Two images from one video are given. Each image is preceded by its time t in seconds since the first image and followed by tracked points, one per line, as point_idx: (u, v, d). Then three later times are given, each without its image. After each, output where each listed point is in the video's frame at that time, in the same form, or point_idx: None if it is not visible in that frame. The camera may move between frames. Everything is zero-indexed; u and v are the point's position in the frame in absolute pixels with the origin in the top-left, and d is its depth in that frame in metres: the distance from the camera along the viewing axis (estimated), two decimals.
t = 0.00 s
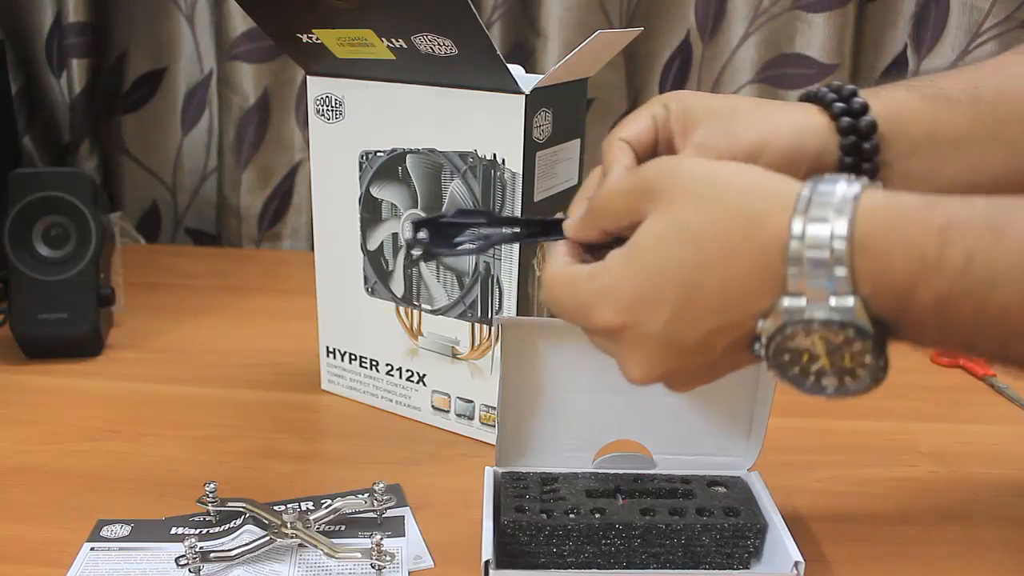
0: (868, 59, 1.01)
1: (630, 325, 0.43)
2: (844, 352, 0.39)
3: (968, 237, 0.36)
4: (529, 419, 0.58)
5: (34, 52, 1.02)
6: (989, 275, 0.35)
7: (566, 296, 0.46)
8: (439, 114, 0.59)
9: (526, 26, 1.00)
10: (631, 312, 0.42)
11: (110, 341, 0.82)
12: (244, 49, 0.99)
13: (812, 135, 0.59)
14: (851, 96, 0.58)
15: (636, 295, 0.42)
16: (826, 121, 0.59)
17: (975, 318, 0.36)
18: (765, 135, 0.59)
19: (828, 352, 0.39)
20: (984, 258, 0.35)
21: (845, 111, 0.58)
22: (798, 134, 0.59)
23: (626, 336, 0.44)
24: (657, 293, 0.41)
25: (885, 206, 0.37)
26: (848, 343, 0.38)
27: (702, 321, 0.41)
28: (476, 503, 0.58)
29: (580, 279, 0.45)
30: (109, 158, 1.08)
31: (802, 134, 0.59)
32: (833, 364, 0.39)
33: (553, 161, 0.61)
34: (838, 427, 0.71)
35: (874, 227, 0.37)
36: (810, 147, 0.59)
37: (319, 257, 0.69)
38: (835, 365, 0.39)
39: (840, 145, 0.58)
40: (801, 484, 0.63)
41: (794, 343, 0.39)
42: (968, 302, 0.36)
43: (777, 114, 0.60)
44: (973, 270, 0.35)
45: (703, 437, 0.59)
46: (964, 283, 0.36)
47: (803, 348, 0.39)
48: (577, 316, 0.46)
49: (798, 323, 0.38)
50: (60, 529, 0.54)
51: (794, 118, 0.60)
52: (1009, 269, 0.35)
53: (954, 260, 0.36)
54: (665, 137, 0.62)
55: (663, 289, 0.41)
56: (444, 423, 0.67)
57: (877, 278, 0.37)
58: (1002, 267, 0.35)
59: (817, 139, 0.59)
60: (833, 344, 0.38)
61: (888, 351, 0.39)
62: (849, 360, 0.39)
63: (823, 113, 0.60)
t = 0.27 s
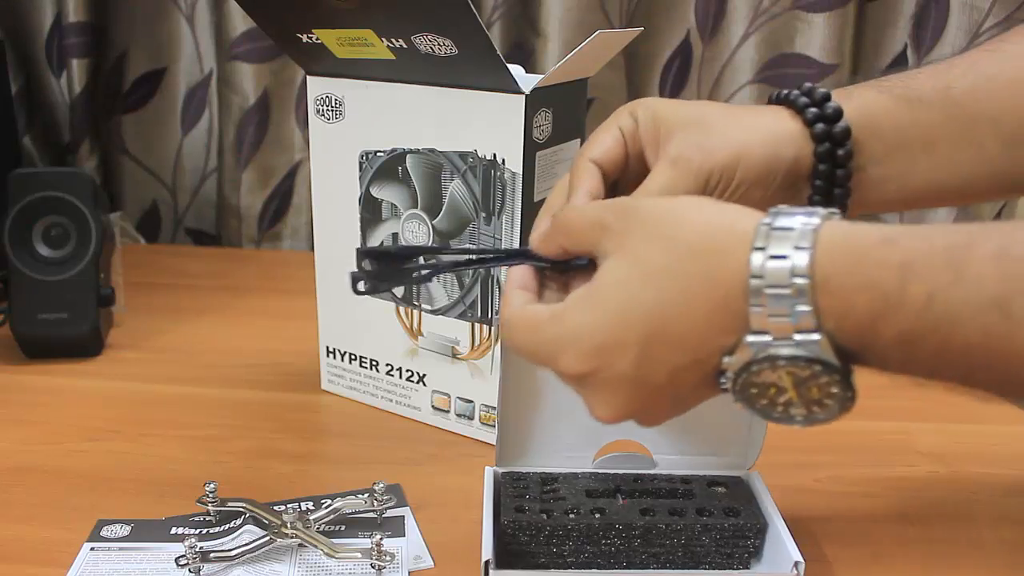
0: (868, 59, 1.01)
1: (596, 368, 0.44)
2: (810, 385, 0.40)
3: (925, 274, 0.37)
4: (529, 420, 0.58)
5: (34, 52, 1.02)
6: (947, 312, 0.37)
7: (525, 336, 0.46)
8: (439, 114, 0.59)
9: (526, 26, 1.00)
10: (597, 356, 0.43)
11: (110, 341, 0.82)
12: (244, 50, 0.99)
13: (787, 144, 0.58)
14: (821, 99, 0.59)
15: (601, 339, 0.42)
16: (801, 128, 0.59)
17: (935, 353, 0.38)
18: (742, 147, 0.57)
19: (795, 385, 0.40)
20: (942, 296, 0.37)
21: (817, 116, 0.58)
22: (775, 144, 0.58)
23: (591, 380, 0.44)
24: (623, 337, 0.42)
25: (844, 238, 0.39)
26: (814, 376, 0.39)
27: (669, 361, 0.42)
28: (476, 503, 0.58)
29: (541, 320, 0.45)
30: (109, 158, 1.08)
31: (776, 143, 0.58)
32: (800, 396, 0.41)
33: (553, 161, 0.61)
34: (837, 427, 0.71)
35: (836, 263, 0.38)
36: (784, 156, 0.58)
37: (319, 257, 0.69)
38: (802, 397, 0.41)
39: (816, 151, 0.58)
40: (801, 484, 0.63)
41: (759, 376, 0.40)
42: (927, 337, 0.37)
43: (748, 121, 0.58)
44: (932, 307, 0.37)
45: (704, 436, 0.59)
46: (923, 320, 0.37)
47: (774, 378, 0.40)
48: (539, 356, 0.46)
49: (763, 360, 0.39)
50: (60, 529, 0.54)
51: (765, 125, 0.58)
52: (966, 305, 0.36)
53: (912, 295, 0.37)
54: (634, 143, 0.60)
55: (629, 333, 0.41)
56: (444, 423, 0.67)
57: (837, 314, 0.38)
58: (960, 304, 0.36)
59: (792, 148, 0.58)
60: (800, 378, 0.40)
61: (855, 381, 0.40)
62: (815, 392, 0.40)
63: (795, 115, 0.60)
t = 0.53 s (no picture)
0: (868, 59, 1.01)
1: (551, 387, 0.42)
2: (770, 388, 0.38)
3: (878, 277, 0.36)
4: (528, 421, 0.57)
5: (34, 52, 1.02)
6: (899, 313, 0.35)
7: (480, 360, 0.44)
8: (438, 115, 0.59)
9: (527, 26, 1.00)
10: (552, 372, 0.41)
11: (110, 341, 0.82)
12: (244, 49, 0.99)
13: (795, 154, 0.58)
14: (827, 106, 0.58)
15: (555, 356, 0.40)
16: (807, 135, 0.58)
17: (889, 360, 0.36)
18: (750, 155, 0.56)
19: (756, 389, 0.39)
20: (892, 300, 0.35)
21: (824, 125, 0.58)
22: (782, 153, 0.57)
23: (548, 399, 0.42)
24: (577, 351, 0.40)
25: (798, 238, 0.38)
26: (774, 379, 0.38)
27: (625, 373, 0.40)
28: (476, 503, 0.58)
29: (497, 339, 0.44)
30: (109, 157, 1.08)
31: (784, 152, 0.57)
32: (762, 402, 0.39)
33: (553, 162, 0.61)
34: (837, 426, 0.71)
35: (791, 263, 0.37)
36: (789, 163, 0.58)
37: (319, 257, 0.69)
38: (763, 403, 0.39)
39: (823, 160, 0.58)
40: (801, 484, 0.63)
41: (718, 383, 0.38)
42: (881, 340, 0.36)
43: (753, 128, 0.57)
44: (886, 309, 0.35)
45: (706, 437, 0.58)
46: (876, 320, 0.36)
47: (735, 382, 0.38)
48: (497, 380, 0.44)
49: (720, 364, 0.38)
50: (61, 529, 0.54)
51: (770, 133, 0.58)
52: (922, 314, 0.35)
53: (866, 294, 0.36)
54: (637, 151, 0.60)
55: (583, 346, 0.40)
56: (444, 423, 0.67)
57: (790, 314, 0.37)
58: (915, 304, 0.35)
59: (799, 157, 0.58)
60: (760, 381, 0.38)
61: (816, 384, 0.38)
62: (777, 395, 0.39)
63: (800, 122, 0.59)
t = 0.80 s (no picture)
0: (868, 59, 1.01)
1: (401, 511, 0.35)
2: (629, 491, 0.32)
3: (723, 367, 0.30)
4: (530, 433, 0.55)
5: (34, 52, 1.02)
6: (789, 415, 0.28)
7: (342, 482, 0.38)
8: (438, 115, 0.59)
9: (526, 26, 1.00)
10: (403, 492, 0.34)
11: (110, 341, 0.82)
12: (244, 49, 0.99)
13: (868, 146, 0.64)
14: (907, 109, 0.64)
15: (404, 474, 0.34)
16: (889, 135, 0.64)
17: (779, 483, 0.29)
18: (831, 149, 0.63)
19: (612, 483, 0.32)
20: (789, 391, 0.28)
21: (904, 125, 0.64)
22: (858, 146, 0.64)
23: (401, 525, 0.35)
24: (424, 468, 0.34)
25: (643, 349, 0.33)
26: (626, 489, 0.32)
27: (473, 489, 0.33)
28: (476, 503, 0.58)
29: (358, 458, 0.38)
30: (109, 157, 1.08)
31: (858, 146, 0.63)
32: (621, 520, 0.32)
33: (553, 161, 0.61)
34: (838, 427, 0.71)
35: (633, 371, 0.32)
36: (870, 161, 0.64)
37: (319, 257, 0.69)
38: (621, 522, 0.33)
39: (903, 158, 0.64)
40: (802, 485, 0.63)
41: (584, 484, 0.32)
42: (762, 459, 0.28)
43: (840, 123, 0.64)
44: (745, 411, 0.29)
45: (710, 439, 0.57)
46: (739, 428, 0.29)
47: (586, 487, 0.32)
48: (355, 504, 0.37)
49: (569, 474, 0.32)
50: (60, 529, 0.54)
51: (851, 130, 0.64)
52: (794, 421, 0.28)
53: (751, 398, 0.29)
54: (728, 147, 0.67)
55: (428, 462, 0.34)
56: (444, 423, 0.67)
57: (631, 418, 0.31)
58: (787, 404, 0.28)
59: (878, 151, 0.64)
60: (611, 494, 0.32)
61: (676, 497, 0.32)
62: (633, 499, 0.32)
63: (881, 120, 0.65)
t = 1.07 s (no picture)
0: (868, 59, 1.01)
1: None
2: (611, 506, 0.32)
3: (594, 443, 0.31)
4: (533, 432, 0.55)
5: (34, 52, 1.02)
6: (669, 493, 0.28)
7: None
8: (438, 115, 0.59)
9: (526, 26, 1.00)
10: None
11: (110, 342, 0.82)
12: (244, 50, 0.99)
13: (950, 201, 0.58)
14: (977, 152, 0.59)
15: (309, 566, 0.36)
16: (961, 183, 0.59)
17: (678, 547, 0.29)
18: (909, 208, 0.57)
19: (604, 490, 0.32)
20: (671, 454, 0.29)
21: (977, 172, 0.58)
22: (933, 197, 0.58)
23: None
24: (326, 557, 0.35)
25: (527, 425, 0.34)
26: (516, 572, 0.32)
27: None
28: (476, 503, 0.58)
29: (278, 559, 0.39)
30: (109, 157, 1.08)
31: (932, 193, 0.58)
32: None
33: (553, 161, 0.61)
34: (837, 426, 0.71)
35: (514, 454, 0.33)
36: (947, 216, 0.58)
37: (319, 257, 0.69)
38: None
39: (975, 207, 0.58)
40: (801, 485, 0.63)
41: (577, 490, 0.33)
42: (645, 524, 0.29)
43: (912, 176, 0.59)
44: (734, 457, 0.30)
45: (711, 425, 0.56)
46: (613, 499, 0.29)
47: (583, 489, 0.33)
48: None
49: (462, 557, 0.32)
50: (60, 529, 0.54)
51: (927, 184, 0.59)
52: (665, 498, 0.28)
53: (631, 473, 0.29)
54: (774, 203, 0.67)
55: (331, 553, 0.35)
56: (443, 423, 0.67)
57: (518, 495, 0.32)
58: (661, 476, 0.29)
59: (954, 204, 0.58)
60: None
61: None
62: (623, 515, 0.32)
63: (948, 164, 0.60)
